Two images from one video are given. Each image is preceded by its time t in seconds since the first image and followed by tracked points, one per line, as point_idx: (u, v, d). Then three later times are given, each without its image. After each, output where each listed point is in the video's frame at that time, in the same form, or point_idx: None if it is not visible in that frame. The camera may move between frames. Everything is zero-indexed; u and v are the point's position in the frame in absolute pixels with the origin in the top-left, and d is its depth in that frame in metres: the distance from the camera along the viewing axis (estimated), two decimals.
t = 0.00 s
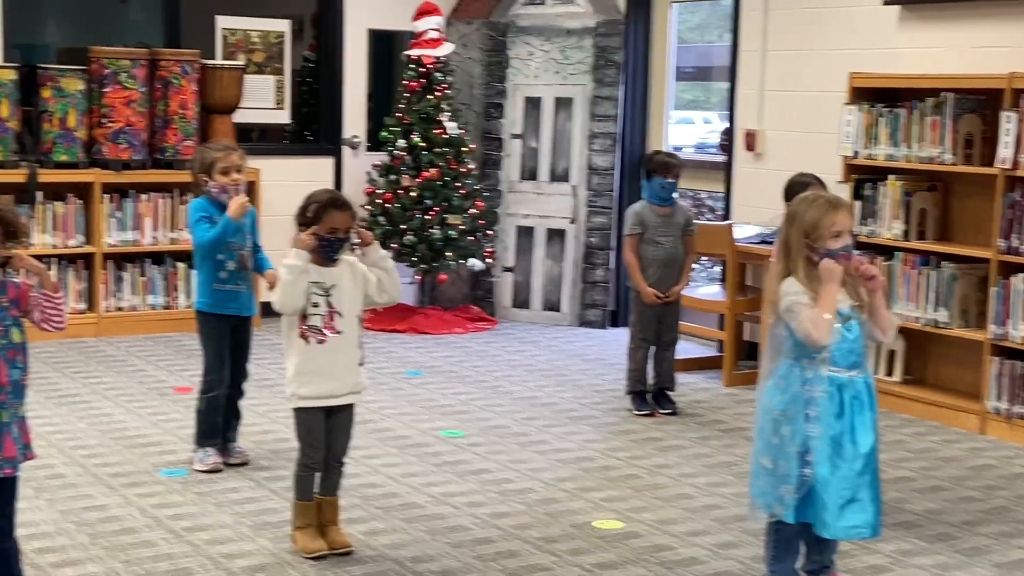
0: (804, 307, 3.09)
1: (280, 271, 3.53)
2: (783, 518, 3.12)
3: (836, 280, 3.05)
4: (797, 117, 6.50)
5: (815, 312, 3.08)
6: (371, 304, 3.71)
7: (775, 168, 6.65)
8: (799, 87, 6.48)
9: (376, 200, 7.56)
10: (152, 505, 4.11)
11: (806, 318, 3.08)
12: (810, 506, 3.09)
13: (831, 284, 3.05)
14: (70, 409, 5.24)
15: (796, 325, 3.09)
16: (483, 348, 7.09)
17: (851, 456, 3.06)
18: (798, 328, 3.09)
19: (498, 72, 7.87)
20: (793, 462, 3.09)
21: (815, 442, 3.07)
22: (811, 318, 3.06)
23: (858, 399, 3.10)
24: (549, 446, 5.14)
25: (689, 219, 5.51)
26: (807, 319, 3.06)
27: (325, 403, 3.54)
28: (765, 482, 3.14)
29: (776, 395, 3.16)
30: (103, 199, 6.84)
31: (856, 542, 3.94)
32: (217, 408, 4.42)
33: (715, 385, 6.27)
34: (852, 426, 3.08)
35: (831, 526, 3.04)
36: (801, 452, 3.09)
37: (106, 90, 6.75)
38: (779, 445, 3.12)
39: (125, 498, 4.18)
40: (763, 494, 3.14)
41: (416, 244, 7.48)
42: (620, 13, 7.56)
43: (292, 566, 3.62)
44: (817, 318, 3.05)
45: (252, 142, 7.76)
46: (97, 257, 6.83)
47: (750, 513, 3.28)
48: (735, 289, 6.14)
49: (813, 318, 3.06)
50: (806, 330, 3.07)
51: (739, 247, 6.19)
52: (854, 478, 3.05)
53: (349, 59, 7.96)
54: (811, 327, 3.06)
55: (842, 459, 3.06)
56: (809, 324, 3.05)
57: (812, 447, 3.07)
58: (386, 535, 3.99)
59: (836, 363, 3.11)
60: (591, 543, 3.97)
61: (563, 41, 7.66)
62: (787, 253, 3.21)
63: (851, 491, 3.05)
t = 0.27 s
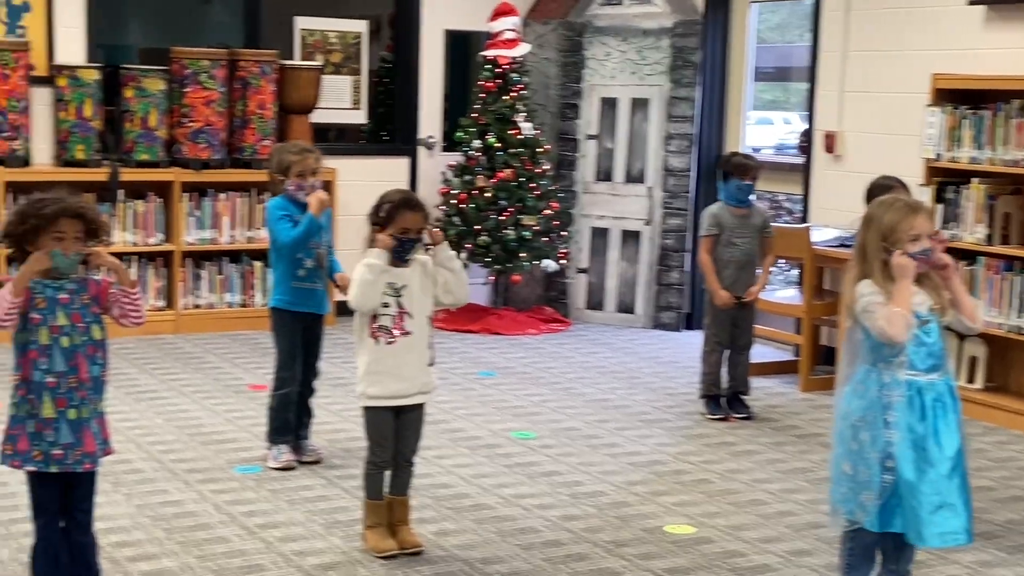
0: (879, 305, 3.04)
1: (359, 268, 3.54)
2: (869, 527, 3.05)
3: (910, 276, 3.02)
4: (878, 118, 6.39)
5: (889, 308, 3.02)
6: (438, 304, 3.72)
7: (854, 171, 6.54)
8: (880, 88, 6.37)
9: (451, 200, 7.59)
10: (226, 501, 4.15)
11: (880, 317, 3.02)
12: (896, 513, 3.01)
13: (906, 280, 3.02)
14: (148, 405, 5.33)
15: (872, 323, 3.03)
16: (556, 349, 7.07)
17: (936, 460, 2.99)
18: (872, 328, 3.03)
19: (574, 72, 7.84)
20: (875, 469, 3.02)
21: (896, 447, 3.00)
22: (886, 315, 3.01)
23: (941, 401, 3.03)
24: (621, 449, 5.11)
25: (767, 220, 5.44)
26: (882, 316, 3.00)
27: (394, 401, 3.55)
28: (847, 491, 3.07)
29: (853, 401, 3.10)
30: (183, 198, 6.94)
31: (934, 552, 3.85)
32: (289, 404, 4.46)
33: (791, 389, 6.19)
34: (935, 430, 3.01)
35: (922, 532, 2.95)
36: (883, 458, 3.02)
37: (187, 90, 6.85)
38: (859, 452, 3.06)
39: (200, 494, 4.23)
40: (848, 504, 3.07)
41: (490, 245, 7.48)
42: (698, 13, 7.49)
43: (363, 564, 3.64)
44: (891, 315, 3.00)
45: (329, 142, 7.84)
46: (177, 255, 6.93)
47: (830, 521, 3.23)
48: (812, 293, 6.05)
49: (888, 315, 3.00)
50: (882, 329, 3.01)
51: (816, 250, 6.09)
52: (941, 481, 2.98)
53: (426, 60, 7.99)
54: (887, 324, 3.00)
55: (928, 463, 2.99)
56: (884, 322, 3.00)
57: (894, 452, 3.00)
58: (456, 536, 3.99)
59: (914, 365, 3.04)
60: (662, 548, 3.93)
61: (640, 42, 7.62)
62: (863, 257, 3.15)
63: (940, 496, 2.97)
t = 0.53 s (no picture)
0: (950, 307, 2.99)
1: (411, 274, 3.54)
2: (938, 533, 3.01)
3: (982, 276, 2.98)
4: (954, 121, 6.27)
5: (960, 312, 2.97)
6: (512, 310, 3.69)
7: (929, 174, 6.43)
8: (957, 91, 6.26)
9: (518, 201, 7.55)
10: (292, 498, 4.20)
11: (951, 320, 2.97)
12: (965, 520, 2.96)
13: (977, 283, 2.98)
14: (218, 401, 5.40)
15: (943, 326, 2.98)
16: (623, 351, 7.05)
17: (1007, 466, 2.93)
18: (942, 331, 2.98)
19: (644, 74, 7.79)
20: (944, 474, 2.98)
21: (964, 452, 2.95)
22: (957, 317, 2.96)
23: (1010, 406, 2.98)
24: (686, 452, 5.08)
25: (837, 222, 5.39)
26: (953, 319, 2.95)
27: (457, 403, 3.56)
28: (914, 497, 3.03)
29: (921, 406, 3.05)
30: (255, 197, 7.03)
31: (1005, 562, 3.77)
32: (356, 403, 4.50)
33: (860, 395, 6.10)
34: (1005, 435, 2.95)
35: (990, 539, 2.89)
36: (952, 463, 2.97)
37: (260, 90, 6.94)
38: (927, 457, 3.01)
39: (266, 489, 4.28)
40: (916, 510, 3.03)
41: (558, 246, 7.48)
42: (770, 14, 7.42)
43: (425, 563, 3.66)
44: (962, 317, 2.94)
45: (400, 142, 7.89)
46: (248, 253, 7.03)
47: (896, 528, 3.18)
48: (883, 298, 5.96)
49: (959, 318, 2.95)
50: (952, 333, 2.95)
51: (888, 254, 6.00)
52: (1010, 488, 2.92)
53: (497, 61, 8.00)
54: (957, 328, 2.94)
55: (997, 469, 2.93)
56: (954, 325, 2.94)
57: (962, 458, 2.95)
58: (518, 536, 3.99)
59: (984, 370, 2.99)
60: (725, 552, 3.90)
61: (712, 43, 7.55)
62: (933, 261, 3.09)
63: (1010, 502, 2.92)
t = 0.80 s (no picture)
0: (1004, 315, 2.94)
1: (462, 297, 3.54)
2: (988, 543, 2.98)
3: None
4: (1016, 125, 6.19)
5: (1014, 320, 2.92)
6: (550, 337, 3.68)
7: (989, 179, 6.34)
8: (1019, 94, 6.17)
9: (575, 203, 7.60)
10: (342, 496, 4.24)
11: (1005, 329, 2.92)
12: (1018, 530, 2.94)
13: None
14: (272, 399, 5.46)
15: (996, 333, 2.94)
16: (676, 354, 7.03)
17: None
18: (996, 339, 2.94)
19: (701, 76, 7.75)
20: (996, 483, 2.95)
21: (1018, 461, 2.93)
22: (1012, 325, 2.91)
23: None
24: (737, 457, 5.05)
25: (897, 225, 5.30)
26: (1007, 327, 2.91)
27: (509, 407, 3.57)
28: (965, 505, 3.01)
29: (972, 413, 3.02)
30: (312, 197, 7.10)
31: None
32: (408, 403, 4.53)
33: (917, 402, 6.03)
34: None
35: None
36: (1004, 472, 2.94)
37: (318, 91, 7.01)
38: (979, 466, 2.99)
39: (317, 488, 4.32)
40: (965, 518, 3.00)
41: (613, 248, 7.48)
42: (829, 17, 7.36)
43: (472, 564, 3.67)
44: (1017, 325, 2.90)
45: (457, 143, 7.92)
46: (304, 252, 7.10)
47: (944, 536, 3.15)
48: (941, 303, 5.89)
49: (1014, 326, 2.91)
50: (1006, 341, 2.91)
51: (946, 259, 5.93)
52: None
53: (554, 63, 8.01)
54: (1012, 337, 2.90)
55: None
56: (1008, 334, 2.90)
57: (1016, 467, 2.93)
58: (566, 538, 4.00)
59: None
60: (774, 558, 3.88)
61: (770, 45, 7.50)
62: (988, 266, 3.04)
63: None
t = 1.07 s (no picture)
0: None
1: (523, 313, 3.52)
2: None
3: None
4: None
5: None
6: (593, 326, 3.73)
7: None
8: None
9: (616, 207, 7.58)
10: (381, 498, 4.28)
11: None
12: None
13: None
14: (313, 401, 5.52)
15: None
16: (718, 359, 7.01)
17: None
18: None
19: (746, 80, 7.72)
20: None
21: None
22: None
23: None
24: (777, 463, 5.03)
25: (940, 231, 5.26)
26: None
27: (546, 411, 3.59)
28: (1004, 515, 2.99)
29: (1011, 423, 2.99)
30: (355, 200, 7.16)
31: None
32: (446, 406, 4.56)
33: (961, 409, 5.98)
34: None
35: None
36: None
37: (362, 95, 7.07)
38: (1018, 476, 2.96)
39: (356, 489, 4.36)
40: (1004, 529, 2.99)
41: (655, 252, 7.47)
42: (875, 21, 7.31)
43: (509, 567, 3.69)
44: None
45: (500, 147, 7.95)
46: (347, 255, 7.15)
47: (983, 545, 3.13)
48: (986, 309, 5.83)
49: None
50: None
51: (992, 265, 5.87)
52: None
53: (597, 68, 8.02)
54: None
55: None
56: None
57: None
58: (603, 542, 4.01)
59: None
60: (812, 564, 3.86)
61: (815, 50, 7.46)
62: None
63: None
